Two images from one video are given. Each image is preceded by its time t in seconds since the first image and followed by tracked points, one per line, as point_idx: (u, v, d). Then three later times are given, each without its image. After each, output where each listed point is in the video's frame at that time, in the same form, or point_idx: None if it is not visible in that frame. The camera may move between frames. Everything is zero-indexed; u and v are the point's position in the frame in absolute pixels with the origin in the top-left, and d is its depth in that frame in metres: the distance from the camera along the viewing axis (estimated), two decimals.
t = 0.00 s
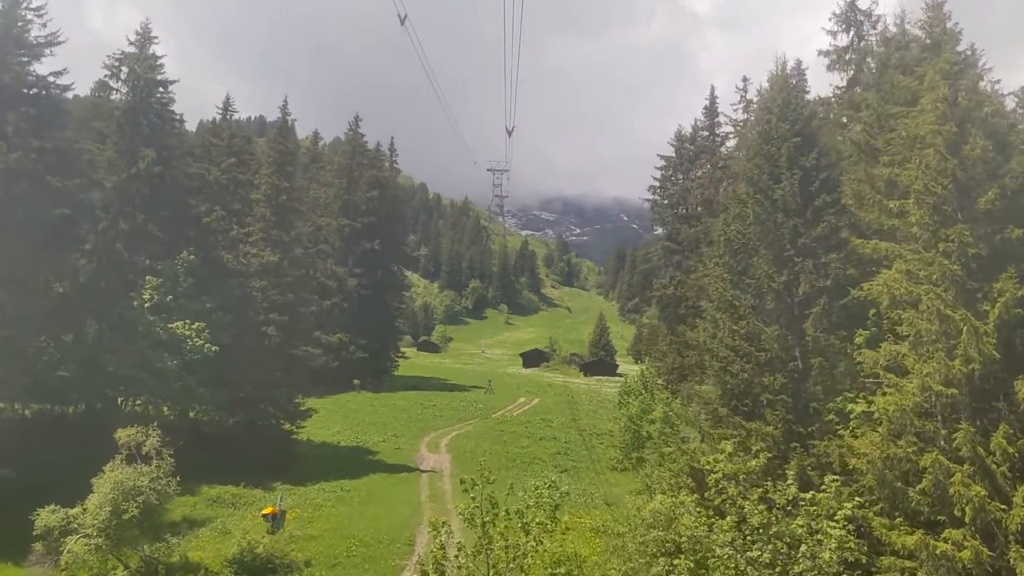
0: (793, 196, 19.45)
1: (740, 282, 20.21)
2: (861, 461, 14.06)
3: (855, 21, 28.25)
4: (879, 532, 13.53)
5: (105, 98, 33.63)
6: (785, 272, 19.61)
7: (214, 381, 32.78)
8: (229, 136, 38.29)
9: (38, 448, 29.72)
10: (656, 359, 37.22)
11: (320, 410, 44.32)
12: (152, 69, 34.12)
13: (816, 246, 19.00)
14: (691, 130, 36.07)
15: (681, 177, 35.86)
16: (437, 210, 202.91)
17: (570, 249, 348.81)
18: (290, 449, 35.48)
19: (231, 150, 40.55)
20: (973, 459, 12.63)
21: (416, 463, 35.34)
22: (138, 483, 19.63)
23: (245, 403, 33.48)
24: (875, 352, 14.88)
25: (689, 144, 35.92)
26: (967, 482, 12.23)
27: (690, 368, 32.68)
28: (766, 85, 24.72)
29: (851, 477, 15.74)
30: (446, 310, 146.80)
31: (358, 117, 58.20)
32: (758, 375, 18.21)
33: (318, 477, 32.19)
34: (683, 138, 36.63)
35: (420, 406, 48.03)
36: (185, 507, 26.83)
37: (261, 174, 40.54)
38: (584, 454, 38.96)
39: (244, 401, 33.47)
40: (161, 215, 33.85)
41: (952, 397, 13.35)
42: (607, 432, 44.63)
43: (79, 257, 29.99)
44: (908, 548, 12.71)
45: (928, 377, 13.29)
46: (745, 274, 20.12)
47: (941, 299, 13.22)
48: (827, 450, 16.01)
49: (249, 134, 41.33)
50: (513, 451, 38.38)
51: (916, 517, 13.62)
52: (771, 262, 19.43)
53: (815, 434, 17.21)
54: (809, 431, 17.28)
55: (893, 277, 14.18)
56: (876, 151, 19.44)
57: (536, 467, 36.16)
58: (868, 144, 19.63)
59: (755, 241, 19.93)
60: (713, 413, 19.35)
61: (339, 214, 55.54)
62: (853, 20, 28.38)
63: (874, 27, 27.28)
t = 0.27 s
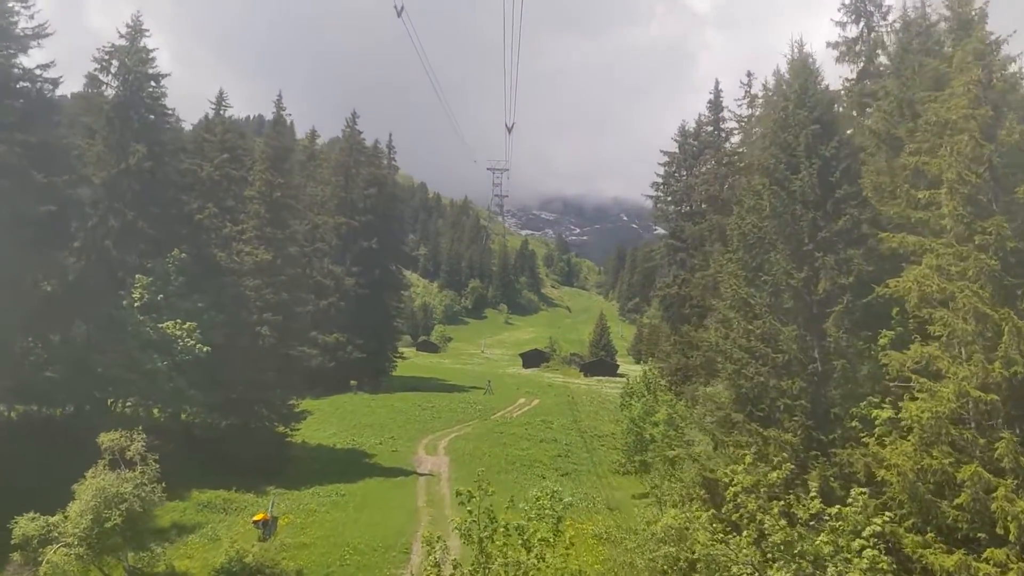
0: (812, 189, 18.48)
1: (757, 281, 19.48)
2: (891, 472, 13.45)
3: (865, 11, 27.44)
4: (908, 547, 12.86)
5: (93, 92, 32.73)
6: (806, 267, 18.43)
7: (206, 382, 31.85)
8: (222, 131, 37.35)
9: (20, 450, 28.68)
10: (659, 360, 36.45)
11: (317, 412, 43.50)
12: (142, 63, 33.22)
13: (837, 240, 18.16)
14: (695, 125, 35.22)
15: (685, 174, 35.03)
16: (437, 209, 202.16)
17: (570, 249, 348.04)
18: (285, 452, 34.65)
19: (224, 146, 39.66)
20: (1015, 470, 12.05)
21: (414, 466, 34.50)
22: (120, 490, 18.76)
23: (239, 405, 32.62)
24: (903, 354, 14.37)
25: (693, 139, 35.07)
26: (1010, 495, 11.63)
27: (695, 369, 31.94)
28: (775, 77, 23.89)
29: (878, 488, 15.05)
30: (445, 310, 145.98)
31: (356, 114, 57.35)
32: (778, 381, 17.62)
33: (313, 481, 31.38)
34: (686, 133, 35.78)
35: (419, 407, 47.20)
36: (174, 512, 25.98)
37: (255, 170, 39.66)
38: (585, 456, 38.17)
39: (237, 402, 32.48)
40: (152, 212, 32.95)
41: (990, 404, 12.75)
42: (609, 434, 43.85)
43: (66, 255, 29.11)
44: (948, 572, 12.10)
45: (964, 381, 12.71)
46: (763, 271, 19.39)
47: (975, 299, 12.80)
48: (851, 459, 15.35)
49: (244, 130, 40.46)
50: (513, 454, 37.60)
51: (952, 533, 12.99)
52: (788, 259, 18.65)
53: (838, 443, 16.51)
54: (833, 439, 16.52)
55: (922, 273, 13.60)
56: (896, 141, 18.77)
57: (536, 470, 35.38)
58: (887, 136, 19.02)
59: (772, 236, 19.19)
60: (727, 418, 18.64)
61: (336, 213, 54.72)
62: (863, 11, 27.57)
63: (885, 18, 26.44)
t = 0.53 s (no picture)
0: (838, 178, 17.84)
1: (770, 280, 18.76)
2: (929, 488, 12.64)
3: None
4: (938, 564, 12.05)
5: (82, 86, 31.71)
6: (831, 261, 17.88)
7: (197, 384, 30.90)
8: (215, 126, 36.37)
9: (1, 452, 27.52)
10: (662, 361, 35.59)
11: (312, 414, 42.58)
12: (134, 56, 32.20)
13: (862, 233, 17.43)
14: (700, 119, 34.30)
15: (691, 170, 34.12)
16: (437, 209, 201.42)
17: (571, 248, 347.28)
18: (278, 456, 33.73)
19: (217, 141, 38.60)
20: None
21: (411, 470, 33.58)
22: (100, 499, 17.81)
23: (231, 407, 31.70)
24: (938, 357, 13.41)
25: (698, 134, 34.14)
26: None
27: (700, 370, 31.07)
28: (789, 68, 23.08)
29: (912, 500, 14.21)
30: (445, 310, 145.19)
31: (354, 110, 56.43)
32: (801, 387, 16.53)
33: (306, 487, 30.58)
34: (691, 128, 34.87)
35: (417, 408, 46.23)
36: (162, 518, 25.01)
37: (249, 165, 38.64)
38: (586, 459, 37.27)
39: (227, 405, 31.44)
40: (143, 209, 31.95)
41: None
42: (610, 435, 42.98)
43: (53, 253, 28.09)
44: None
45: (1013, 389, 11.60)
46: (784, 267, 18.59)
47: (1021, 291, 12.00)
48: (882, 470, 14.48)
49: (237, 124, 39.43)
50: (512, 457, 36.72)
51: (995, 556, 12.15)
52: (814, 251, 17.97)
53: (865, 452, 15.60)
54: (859, 448, 15.60)
55: (963, 267, 12.77)
56: (926, 129, 18.16)
57: (537, 474, 34.47)
58: (910, 124, 18.53)
59: (795, 229, 18.47)
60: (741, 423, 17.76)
61: (333, 210, 53.80)
62: None
63: (899, 7, 25.55)
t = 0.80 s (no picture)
0: (864, 167, 17.37)
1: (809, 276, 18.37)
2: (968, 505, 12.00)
3: None
4: None
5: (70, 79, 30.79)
6: (857, 257, 17.17)
7: (188, 386, 30.04)
8: (207, 121, 35.41)
9: None
10: (666, 361, 34.70)
11: (309, 416, 41.77)
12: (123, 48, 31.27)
13: (889, 225, 16.73)
14: (705, 114, 33.43)
15: (695, 166, 33.28)
16: (436, 208, 200.59)
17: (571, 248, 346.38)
18: (271, 460, 32.85)
19: (210, 136, 37.71)
20: None
21: (408, 475, 32.67)
22: (78, 509, 16.94)
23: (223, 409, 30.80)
24: (976, 359, 12.53)
25: (703, 130, 33.26)
26: None
27: (707, 372, 30.21)
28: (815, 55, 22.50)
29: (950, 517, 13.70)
30: (445, 310, 144.35)
31: (351, 107, 55.56)
32: (824, 393, 16.09)
33: (299, 491, 29.84)
34: (696, 123, 33.99)
35: (415, 410, 45.41)
36: (149, 525, 24.12)
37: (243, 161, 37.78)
38: (589, 463, 36.47)
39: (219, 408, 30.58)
40: (134, 207, 31.07)
41: None
42: (613, 438, 42.07)
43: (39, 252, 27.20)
44: None
45: None
46: (805, 262, 18.70)
47: None
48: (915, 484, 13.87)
49: (231, 120, 38.55)
50: (512, 460, 35.82)
51: None
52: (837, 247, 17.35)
53: (895, 464, 15.04)
54: (888, 460, 15.08)
55: (1008, 262, 11.91)
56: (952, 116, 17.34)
57: (539, 478, 33.68)
58: (938, 111, 17.18)
59: (818, 222, 18.16)
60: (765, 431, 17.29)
61: (330, 208, 52.97)
62: None
63: None
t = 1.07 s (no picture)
0: (894, 155, 16.62)
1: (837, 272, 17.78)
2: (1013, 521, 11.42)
3: None
4: None
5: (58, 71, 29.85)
6: (890, 251, 16.49)
7: (179, 388, 29.11)
8: (200, 115, 34.42)
9: None
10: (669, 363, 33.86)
11: (304, 418, 40.95)
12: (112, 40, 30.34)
13: (922, 217, 16.07)
14: (710, 109, 32.62)
15: (701, 162, 32.53)
16: (436, 207, 199.69)
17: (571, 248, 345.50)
18: (263, 464, 31.91)
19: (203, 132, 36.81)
20: None
21: (405, 479, 31.74)
22: (56, 519, 16.09)
23: (215, 410, 29.82)
24: None
25: (708, 124, 32.45)
26: None
27: (713, 374, 29.39)
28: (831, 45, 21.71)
29: (994, 537, 12.99)
30: (445, 310, 143.47)
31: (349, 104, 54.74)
32: (853, 401, 15.82)
33: (292, 496, 29.02)
34: (701, 118, 33.17)
35: (413, 411, 44.55)
36: (136, 532, 23.22)
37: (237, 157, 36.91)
38: (590, 466, 35.64)
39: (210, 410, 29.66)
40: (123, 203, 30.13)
41: None
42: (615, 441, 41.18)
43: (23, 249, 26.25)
44: None
45: None
46: (832, 257, 17.86)
47: None
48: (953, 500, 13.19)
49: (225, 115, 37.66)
50: (512, 464, 34.91)
51: None
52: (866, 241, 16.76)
53: (932, 477, 14.35)
54: (927, 473, 14.36)
55: None
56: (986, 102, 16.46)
57: (539, 482, 32.85)
58: (970, 95, 16.72)
59: (845, 215, 17.49)
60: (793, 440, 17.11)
61: (328, 206, 52.13)
62: None
63: None
